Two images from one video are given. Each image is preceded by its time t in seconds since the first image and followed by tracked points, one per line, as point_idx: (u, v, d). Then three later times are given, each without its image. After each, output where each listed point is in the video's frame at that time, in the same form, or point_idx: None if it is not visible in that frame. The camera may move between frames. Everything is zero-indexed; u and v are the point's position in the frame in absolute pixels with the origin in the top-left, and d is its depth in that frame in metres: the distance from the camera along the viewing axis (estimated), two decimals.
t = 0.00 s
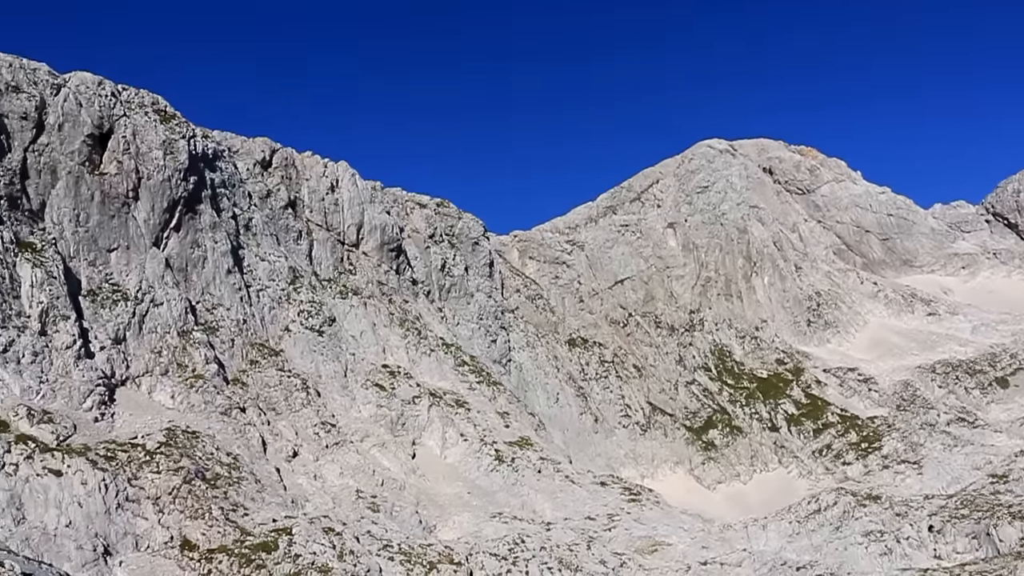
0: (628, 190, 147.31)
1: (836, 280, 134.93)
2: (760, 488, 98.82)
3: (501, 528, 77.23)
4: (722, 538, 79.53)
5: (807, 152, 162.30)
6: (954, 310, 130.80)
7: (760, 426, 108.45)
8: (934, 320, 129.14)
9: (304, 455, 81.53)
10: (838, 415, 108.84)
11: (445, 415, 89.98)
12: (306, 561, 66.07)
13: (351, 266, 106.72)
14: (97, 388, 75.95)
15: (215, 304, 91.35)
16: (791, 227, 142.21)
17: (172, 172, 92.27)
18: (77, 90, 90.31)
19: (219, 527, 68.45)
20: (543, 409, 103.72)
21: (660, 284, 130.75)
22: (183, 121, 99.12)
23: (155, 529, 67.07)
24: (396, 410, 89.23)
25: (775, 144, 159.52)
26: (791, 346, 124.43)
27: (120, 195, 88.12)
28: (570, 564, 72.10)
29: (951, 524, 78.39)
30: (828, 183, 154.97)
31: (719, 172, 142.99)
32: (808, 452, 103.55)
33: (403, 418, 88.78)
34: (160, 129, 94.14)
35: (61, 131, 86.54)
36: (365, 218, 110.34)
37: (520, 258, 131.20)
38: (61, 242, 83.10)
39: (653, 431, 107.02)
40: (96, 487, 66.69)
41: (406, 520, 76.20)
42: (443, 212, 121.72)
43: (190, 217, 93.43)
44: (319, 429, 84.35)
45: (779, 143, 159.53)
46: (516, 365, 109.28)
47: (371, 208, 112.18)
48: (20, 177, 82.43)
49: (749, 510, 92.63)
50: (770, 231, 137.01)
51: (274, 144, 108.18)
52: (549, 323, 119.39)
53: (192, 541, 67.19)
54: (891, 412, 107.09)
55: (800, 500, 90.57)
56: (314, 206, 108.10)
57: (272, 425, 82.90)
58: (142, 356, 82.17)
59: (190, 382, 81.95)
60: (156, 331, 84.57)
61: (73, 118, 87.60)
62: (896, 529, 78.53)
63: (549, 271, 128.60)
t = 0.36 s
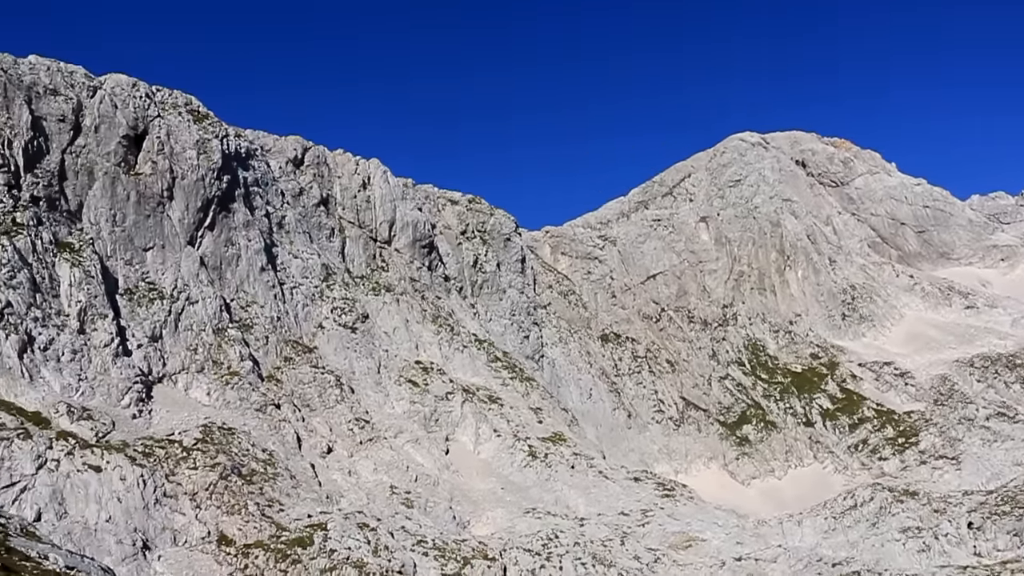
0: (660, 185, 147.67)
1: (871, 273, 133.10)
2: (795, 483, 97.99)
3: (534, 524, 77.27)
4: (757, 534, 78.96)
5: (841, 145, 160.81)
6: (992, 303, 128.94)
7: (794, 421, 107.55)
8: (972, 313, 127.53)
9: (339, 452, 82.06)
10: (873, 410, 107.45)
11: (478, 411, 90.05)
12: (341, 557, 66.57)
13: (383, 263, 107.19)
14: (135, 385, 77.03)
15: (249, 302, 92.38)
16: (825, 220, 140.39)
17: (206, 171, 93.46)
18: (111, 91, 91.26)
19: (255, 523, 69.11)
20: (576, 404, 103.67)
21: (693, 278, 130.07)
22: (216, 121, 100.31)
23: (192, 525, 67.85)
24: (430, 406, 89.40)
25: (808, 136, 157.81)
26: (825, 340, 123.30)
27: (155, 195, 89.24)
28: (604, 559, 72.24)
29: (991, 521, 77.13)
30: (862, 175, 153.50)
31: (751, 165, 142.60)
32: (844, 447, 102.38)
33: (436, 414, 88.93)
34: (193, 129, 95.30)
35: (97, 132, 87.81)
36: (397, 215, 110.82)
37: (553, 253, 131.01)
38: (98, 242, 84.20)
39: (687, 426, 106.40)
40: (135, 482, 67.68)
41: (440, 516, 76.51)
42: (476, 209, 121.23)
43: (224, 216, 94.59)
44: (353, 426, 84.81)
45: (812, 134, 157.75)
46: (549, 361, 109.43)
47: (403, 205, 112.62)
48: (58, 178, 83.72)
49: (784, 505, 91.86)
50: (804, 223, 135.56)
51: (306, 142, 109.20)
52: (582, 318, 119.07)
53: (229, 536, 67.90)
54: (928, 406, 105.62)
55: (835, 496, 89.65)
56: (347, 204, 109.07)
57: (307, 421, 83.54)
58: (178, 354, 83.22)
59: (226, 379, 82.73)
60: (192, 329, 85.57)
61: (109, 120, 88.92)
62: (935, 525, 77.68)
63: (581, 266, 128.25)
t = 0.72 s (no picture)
0: (710, 174, 145.23)
1: (929, 260, 131.66)
2: (853, 474, 96.51)
3: (590, 516, 77.22)
4: (815, 526, 77.95)
5: (894, 129, 157.72)
6: None
7: (852, 411, 105.91)
8: None
9: (394, 447, 82.66)
10: (934, 398, 105.33)
11: (532, 404, 89.78)
12: (398, 551, 67.16)
13: (435, 258, 107.11)
14: (193, 383, 78.60)
15: (303, 300, 93.46)
16: (880, 206, 138.23)
17: (258, 171, 95.32)
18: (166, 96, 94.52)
19: (313, 517, 70.01)
20: (630, 396, 103.04)
21: (745, 268, 128.13)
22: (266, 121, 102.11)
23: (252, 520, 68.94)
24: (484, 400, 89.45)
25: (859, 121, 153.49)
26: (882, 328, 121.38)
27: (209, 196, 91.07)
28: (661, 552, 72.39)
29: None
30: (917, 159, 150.17)
31: (802, 152, 140.30)
32: (903, 437, 100.45)
33: (490, 408, 88.91)
34: (244, 131, 97.30)
35: (152, 136, 89.85)
36: (447, 211, 111.20)
37: (603, 245, 130.13)
38: (155, 243, 86.09)
39: (742, 417, 105.52)
40: (196, 479, 69.01)
41: (496, 510, 76.84)
42: (525, 203, 121.59)
43: (276, 215, 96.16)
44: (408, 421, 85.21)
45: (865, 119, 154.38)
46: (602, 353, 108.46)
47: (454, 201, 113.11)
48: (116, 182, 86.14)
49: (843, 496, 90.46)
50: (858, 210, 133.27)
51: (356, 140, 110.58)
52: (634, 310, 118.29)
53: (288, 531, 68.81)
54: (991, 395, 103.35)
55: (896, 487, 87.97)
56: (397, 200, 109.63)
57: (362, 417, 84.21)
58: (234, 352, 84.61)
59: (282, 376, 83.79)
60: (248, 327, 86.92)
61: (163, 123, 91.04)
62: (1001, 517, 75.95)
63: (632, 258, 127.83)
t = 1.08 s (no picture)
0: (759, 164, 142.91)
1: (986, 246, 131.14)
2: (910, 466, 94.86)
3: (642, 511, 77.01)
4: (871, 520, 76.71)
5: (948, 113, 154.80)
6: None
7: (908, 402, 104.21)
8: None
9: (446, 442, 82.95)
10: (993, 389, 103.54)
11: (583, 399, 89.21)
12: (451, 546, 67.57)
13: (484, 254, 107.10)
14: (247, 382, 79.81)
15: (354, 298, 94.29)
16: (934, 193, 136.21)
17: (307, 171, 96.89)
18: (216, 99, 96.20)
19: (366, 513, 70.62)
20: (681, 390, 102.29)
21: (796, 259, 126.42)
22: (314, 121, 103.75)
23: (306, 516, 69.75)
24: (534, 395, 89.20)
25: (912, 107, 151.75)
26: (939, 317, 120.51)
27: (259, 197, 92.87)
28: (714, 546, 71.99)
29: None
30: (973, 143, 147.09)
31: (853, 139, 137.72)
32: (961, 429, 98.57)
33: (541, 403, 88.66)
34: (293, 131, 98.74)
35: (203, 139, 92.46)
36: (495, 207, 111.24)
37: (652, 239, 129.18)
38: (208, 244, 88.19)
39: (795, 409, 104.21)
40: (251, 476, 70.03)
41: (548, 504, 76.96)
42: (573, 197, 121.64)
43: (326, 214, 97.45)
44: (459, 417, 85.35)
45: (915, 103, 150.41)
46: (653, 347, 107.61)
47: (501, 196, 113.09)
48: (168, 185, 89.17)
49: (900, 489, 88.94)
50: (911, 197, 131.22)
51: (403, 138, 111.66)
52: (685, 303, 117.38)
53: (341, 527, 69.54)
54: None
55: (955, 479, 86.14)
56: (445, 197, 110.22)
57: (413, 413, 84.61)
58: (287, 350, 85.84)
59: (334, 374, 84.61)
60: (300, 326, 88.13)
61: (213, 126, 93.62)
62: None
63: (681, 251, 126.43)
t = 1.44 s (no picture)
0: (799, 155, 141.33)
1: None
2: (959, 459, 93.50)
3: (686, 506, 76.63)
4: (919, 514, 75.69)
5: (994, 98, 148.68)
6: None
7: (955, 394, 102.74)
8: None
9: (488, 438, 83.14)
10: None
11: (625, 394, 88.76)
12: (495, 542, 67.85)
13: (524, 250, 107.18)
14: (291, 380, 80.60)
15: (395, 295, 94.69)
16: (980, 180, 133.83)
17: (347, 170, 97.75)
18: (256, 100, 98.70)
19: (410, 509, 71.05)
20: (724, 383, 101.70)
21: (839, 250, 124.68)
22: (353, 120, 104.67)
23: (350, 512, 70.35)
24: (576, 390, 88.71)
25: (954, 95, 145.21)
26: (987, 308, 119.15)
27: (300, 196, 94.08)
28: (758, 540, 71.52)
29: None
30: (1020, 130, 141.58)
31: (895, 128, 134.46)
32: (1011, 421, 97.06)
33: (583, 398, 88.06)
34: (332, 131, 100.03)
35: (243, 140, 94.44)
36: (535, 203, 110.89)
37: (693, 232, 128.05)
38: (250, 245, 89.78)
39: (840, 403, 103.34)
40: (295, 473, 70.70)
41: (591, 500, 76.93)
42: (612, 191, 121.02)
43: (366, 212, 98.13)
44: (501, 412, 85.39)
45: (959, 90, 146.41)
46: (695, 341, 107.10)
47: (540, 192, 112.65)
48: (210, 186, 91.23)
49: (948, 483, 87.63)
50: (956, 185, 129.10)
51: (442, 136, 112.09)
52: (726, 296, 116.97)
53: (386, 523, 70.02)
54: None
55: (1005, 473, 84.66)
56: (485, 194, 110.23)
57: (455, 409, 84.91)
58: (329, 348, 86.56)
59: (376, 371, 85.05)
60: (342, 324, 88.81)
61: (253, 127, 95.49)
62: None
63: (722, 244, 125.40)
